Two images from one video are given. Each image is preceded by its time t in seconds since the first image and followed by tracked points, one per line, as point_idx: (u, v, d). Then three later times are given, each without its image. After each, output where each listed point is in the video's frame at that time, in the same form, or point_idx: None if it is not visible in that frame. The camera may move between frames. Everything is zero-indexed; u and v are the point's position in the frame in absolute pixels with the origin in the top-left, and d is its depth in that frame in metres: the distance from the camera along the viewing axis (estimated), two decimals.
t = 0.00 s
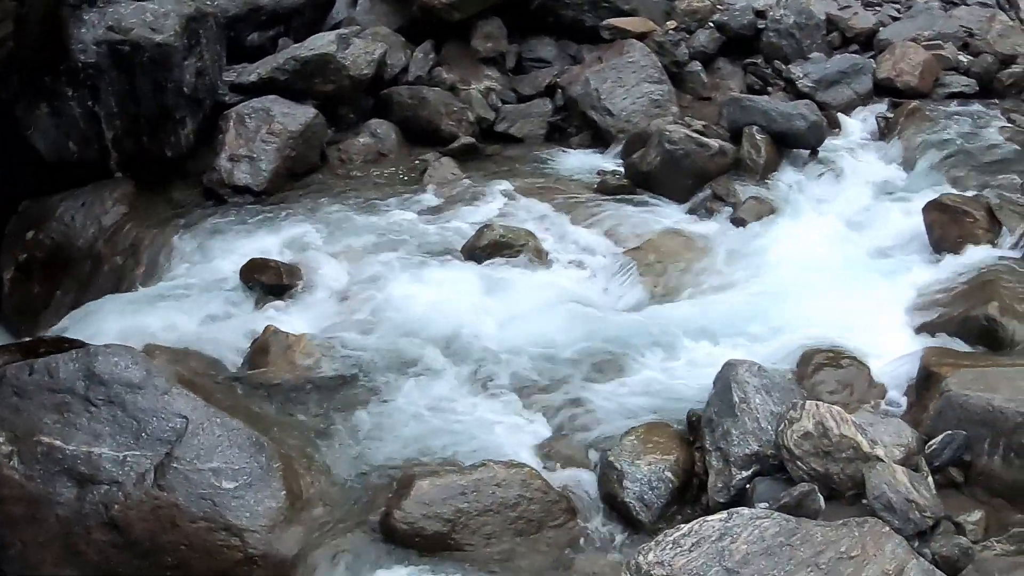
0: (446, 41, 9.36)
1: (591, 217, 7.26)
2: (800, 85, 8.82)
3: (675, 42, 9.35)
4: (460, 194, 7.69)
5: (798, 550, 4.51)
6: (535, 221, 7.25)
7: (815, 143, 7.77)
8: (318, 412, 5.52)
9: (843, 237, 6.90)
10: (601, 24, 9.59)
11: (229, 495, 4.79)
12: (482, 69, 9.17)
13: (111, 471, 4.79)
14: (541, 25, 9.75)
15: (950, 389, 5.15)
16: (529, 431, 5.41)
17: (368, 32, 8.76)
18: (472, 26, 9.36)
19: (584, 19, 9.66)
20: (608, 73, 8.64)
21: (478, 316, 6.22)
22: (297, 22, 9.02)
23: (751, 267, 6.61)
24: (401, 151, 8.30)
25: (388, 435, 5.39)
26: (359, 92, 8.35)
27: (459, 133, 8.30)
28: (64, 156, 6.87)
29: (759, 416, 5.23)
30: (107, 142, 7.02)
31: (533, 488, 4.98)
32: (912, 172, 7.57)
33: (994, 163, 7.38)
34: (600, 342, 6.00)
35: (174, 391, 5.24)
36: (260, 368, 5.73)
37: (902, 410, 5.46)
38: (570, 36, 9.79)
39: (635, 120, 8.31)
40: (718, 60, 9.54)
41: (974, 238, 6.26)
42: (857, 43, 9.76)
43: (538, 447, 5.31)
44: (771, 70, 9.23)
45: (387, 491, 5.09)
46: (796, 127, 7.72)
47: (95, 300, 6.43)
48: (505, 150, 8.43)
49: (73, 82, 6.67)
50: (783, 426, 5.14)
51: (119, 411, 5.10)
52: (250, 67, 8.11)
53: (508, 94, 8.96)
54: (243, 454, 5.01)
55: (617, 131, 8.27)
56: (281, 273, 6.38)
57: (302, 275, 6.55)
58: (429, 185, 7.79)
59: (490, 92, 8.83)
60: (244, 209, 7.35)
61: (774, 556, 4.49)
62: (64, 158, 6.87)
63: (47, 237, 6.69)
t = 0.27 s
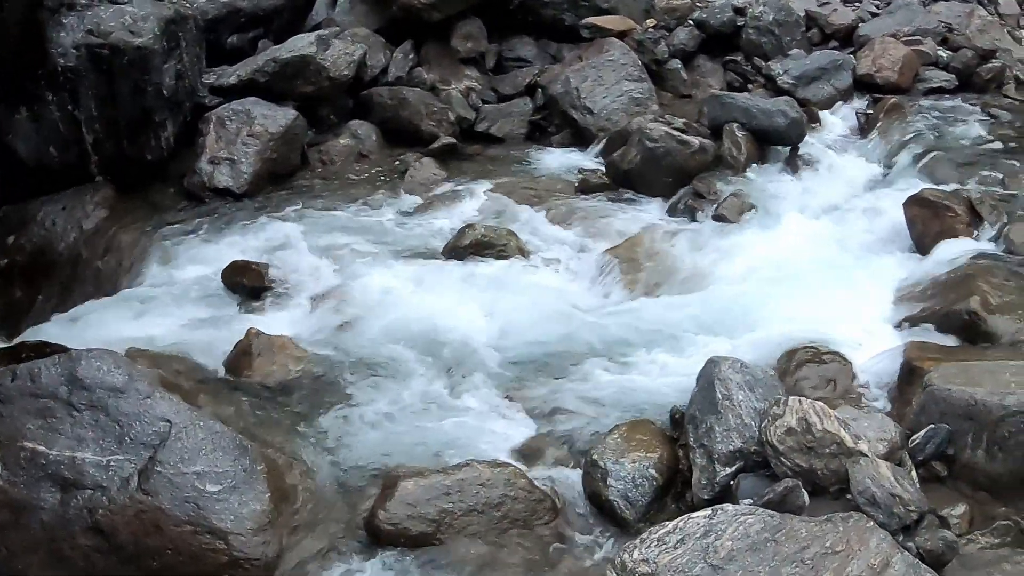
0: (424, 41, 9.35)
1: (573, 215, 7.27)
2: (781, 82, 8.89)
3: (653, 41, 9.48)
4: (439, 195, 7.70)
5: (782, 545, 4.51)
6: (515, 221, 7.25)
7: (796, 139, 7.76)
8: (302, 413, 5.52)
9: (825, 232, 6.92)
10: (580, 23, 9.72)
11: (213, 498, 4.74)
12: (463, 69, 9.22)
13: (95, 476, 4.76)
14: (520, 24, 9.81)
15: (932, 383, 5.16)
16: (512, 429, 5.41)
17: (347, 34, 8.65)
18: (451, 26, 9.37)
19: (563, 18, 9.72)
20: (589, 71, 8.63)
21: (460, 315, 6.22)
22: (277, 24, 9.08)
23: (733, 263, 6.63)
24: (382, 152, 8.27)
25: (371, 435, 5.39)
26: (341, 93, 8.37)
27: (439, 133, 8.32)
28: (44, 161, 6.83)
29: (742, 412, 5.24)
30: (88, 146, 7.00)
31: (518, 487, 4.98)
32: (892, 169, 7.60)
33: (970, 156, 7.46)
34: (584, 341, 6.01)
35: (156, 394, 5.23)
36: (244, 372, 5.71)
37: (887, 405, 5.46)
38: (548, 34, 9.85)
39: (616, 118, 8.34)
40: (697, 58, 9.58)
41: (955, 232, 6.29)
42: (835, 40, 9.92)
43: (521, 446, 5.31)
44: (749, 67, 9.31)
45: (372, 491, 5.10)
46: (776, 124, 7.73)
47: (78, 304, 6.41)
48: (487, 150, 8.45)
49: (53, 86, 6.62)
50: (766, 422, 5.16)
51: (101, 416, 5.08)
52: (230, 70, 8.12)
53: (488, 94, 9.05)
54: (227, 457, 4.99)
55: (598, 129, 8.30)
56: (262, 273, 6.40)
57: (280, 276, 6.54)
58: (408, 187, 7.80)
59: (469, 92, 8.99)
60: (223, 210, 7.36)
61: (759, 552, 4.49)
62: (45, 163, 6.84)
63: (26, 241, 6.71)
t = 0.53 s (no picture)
0: (418, 42, 9.28)
1: (568, 214, 7.29)
2: (775, 79, 8.84)
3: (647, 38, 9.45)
4: (434, 194, 7.72)
5: (780, 541, 4.52)
6: (510, 219, 7.25)
7: (790, 135, 7.84)
8: (299, 415, 5.52)
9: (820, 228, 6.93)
10: (574, 21, 9.67)
11: (211, 501, 4.74)
12: (457, 69, 9.17)
13: (92, 480, 4.76)
14: (512, 23, 9.73)
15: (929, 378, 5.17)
16: (509, 428, 5.42)
17: (340, 35, 8.61)
18: (444, 26, 9.31)
19: (557, 16, 9.66)
20: (583, 70, 8.65)
21: (456, 316, 6.22)
22: (271, 26, 9.09)
23: (729, 260, 6.63)
24: (376, 152, 8.29)
25: (369, 436, 5.40)
26: (334, 95, 8.35)
27: (433, 133, 8.32)
28: (38, 165, 6.85)
29: (739, 409, 5.25)
30: (82, 150, 7.01)
31: (515, 487, 4.98)
32: (886, 164, 7.61)
33: (967, 151, 7.55)
34: (580, 340, 6.01)
35: (152, 397, 5.20)
36: (242, 371, 5.73)
37: (884, 402, 5.45)
38: (541, 33, 9.79)
39: (609, 117, 8.36)
40: (691, 55, 9.60)
41: (949, 226, 6.28)
42: (828, 36, 9.92)
43: (519, 445, 5.32)
44: (743, 63, 9.34)
45: (369, 491, 5.09)
46: (770, 120, 7.77)
47: (74, 308, 6.41)
48: (481, 149, 8.46)
49: (46, 90, 6.68)
50: (763, 418, 5.17)
51: (97, 419, 5.07)
52: (224, 72, 8.07)
53: (481, 93, 9.00)
54: (224, 459, 4.97)
55: (592, 128, 8.31)
56: (258, 275, 6.40)
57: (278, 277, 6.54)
58: (403, 185, 7.79)
59: (463, 92, 8.92)
60: (219, 213, 7.35)
61: (756, 548, 4.50)
62: (39, 167, 6.86)
63: (22, 246, 6.66)
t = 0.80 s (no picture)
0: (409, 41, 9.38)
1: (561, 211, 7.30)
2: (766, 74, 8.91)
3: (638, 36, 9.57)
4: (426, 194, 7.72)
5: (776, 537, 4.53)
6: (502, 218, 7.27)
7: (781, 131, 7.80)
8: (295, 416, 5.52)
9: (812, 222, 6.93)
10: (564, 20, 9.68)
11: (206, 503, 4.74)
12: (448, 68, 9.24)
13: (88, 484, 4.75)
14: (503, 22, 9.76)
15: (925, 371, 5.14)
16: (504, 426, 5.42)
17: (332, 35, 8.72)
18: (435, 26, 9.35)
19: (547, 15, 9.66)
20: (574, 67, 8.65)
21: (450, 315, 6.22)
22: (261, 27, 9.04)
23: (721, 256, 6.64)
24: (369, 153, 8.25)
25: (364, 436, 5.40)
26: (326, 96, 8.35)
27: (426, 133, 8.33)
28: (31, 168, 6.83)
29: (734, 405, 5.24)
30: (75, 154, 6.99)
31: (511, 485, 4.98)
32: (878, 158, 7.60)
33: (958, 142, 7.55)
34: (574, 337, 6.01)
35: (147, 400, 5.21)
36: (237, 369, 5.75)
37: (877, 395, 5.46)
38: (532, 32, 9.80)
39: (601, 114, 8.36)
40: (682, 52, 9.67)
41: (943, 220, 6.27)
42: (820, 31, 9.91)
43: (514, 444, 5.32)
44: (734, 59, 9.37)
45: (365, 492, 5.10)
46: (762, 116, 7.74)
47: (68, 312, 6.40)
48: (474, 148, 8.46)
49: (38, 95, 6.62)
50: (758, 414, 5.17)
51: (92, 423, 5.07)
52: (216, 73, 8.10)
53: (473, 92, 9.05)
54: (219, 462, 4.97)
55: (584, 125, 8.29)
56: (251, 278, 6.35)
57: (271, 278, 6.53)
58: (397, 185, 7.81)
59: (455, 91, 8.96)
60: (213, 215, 7.36)
61: (753, 544, 4.51)
62: (32, 171, 6.85)
63: (16, 251, 6.70)
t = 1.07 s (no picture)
0: (397, 41, 9.35)
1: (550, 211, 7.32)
2: (754, 71, 9.01)
3: (626, 34, 9.52)
4: (417, 198, 7.70)
5: (768, 533, 4.53)
6: (490, 217, 7.31)
7: (770, 128, 7.88)
8: (287, 419, 5.52)
9: (801, 219, 6.96)
10: (552, 19, 9.67)
11: (200, 507, 4.72)
12: (435, 68, 9.25)
13: (80, 489, 4.75)
14: (491, 21, 9.77)
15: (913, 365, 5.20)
16: (495, 426, 5.42)
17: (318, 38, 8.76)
18: (423, 26, 9.34)
19: (535, 14, 9.66)
20: (561, 66, 8.66)
21: (440, 314, 6.24)
22: (249, 30, 9.13)
23: (710, 254, 6.67)
24: (357, 154, 8.23)
25: (357, 437, 5.39)
26: (314, 98, 8.37)
27: (414, 134, 8.37)
28: (19, 173, 6.89)
29: (724, 403, 5.24)
30: (63, 159, 6.98)
31: (503, 485, 4.98)
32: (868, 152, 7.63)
33: (945, 137, 7.61)
34: (565, 335, 6.03)
35: (139, 405, 5.17)
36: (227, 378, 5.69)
37: (867, 390, 5.49)
38: (520, 31, 9.81)
39: (589, 113, 8.36)
40: (670, 50, 9.76)
41: (931, 216, 6.32)
42: (807, 27, 9.93)
43: (506, 443, 5.33)
44: (722, 57, 9.51)
45: (358, 493, 5.09)
46: (752, 113, 7.84)
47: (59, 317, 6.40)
48: (462, 149, 8.52)
49: (25, 100, 6.69)
50: (749, 411, 5.17)
51: (84, 428, 5.05)
52: (204, 77, 8.06)
53: (461, 92, 9.07)
54: (212, 465, 4.93)
55: (573, 124, 8.32)
56: (241, 281, 6.36)
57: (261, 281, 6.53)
58: (387, 187, 7.80)
59: (443, 91, 9.00)
60: (203, 218, 7.36)
61: (745, 540, 4.50)
62: (20, 176, 6.91)
63: (6, 257, 6.75)
